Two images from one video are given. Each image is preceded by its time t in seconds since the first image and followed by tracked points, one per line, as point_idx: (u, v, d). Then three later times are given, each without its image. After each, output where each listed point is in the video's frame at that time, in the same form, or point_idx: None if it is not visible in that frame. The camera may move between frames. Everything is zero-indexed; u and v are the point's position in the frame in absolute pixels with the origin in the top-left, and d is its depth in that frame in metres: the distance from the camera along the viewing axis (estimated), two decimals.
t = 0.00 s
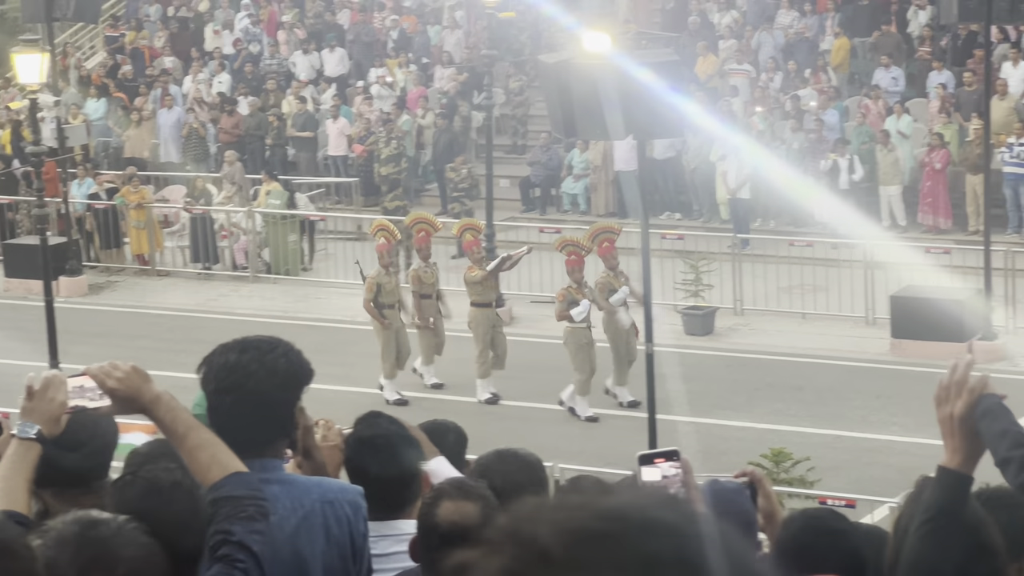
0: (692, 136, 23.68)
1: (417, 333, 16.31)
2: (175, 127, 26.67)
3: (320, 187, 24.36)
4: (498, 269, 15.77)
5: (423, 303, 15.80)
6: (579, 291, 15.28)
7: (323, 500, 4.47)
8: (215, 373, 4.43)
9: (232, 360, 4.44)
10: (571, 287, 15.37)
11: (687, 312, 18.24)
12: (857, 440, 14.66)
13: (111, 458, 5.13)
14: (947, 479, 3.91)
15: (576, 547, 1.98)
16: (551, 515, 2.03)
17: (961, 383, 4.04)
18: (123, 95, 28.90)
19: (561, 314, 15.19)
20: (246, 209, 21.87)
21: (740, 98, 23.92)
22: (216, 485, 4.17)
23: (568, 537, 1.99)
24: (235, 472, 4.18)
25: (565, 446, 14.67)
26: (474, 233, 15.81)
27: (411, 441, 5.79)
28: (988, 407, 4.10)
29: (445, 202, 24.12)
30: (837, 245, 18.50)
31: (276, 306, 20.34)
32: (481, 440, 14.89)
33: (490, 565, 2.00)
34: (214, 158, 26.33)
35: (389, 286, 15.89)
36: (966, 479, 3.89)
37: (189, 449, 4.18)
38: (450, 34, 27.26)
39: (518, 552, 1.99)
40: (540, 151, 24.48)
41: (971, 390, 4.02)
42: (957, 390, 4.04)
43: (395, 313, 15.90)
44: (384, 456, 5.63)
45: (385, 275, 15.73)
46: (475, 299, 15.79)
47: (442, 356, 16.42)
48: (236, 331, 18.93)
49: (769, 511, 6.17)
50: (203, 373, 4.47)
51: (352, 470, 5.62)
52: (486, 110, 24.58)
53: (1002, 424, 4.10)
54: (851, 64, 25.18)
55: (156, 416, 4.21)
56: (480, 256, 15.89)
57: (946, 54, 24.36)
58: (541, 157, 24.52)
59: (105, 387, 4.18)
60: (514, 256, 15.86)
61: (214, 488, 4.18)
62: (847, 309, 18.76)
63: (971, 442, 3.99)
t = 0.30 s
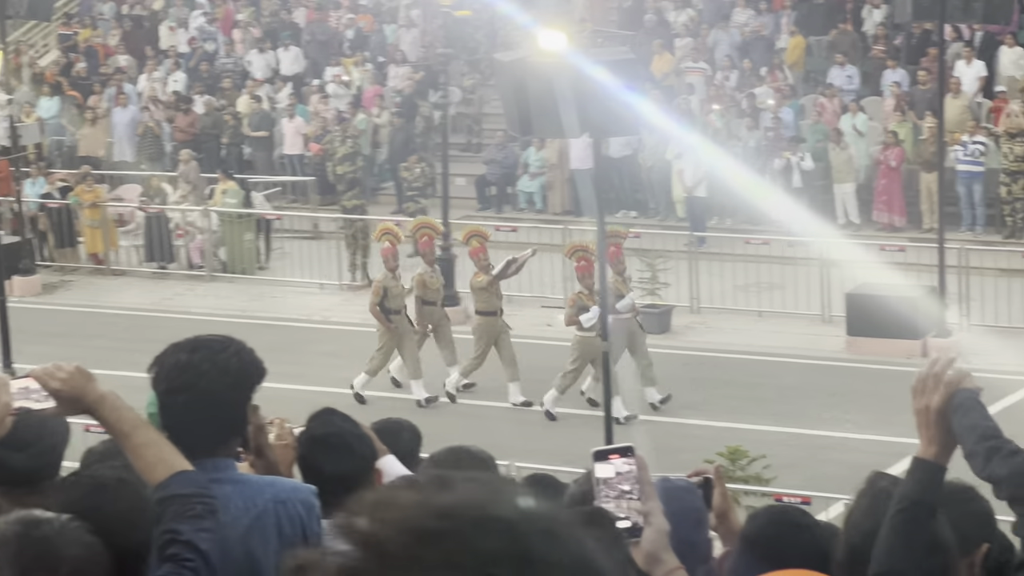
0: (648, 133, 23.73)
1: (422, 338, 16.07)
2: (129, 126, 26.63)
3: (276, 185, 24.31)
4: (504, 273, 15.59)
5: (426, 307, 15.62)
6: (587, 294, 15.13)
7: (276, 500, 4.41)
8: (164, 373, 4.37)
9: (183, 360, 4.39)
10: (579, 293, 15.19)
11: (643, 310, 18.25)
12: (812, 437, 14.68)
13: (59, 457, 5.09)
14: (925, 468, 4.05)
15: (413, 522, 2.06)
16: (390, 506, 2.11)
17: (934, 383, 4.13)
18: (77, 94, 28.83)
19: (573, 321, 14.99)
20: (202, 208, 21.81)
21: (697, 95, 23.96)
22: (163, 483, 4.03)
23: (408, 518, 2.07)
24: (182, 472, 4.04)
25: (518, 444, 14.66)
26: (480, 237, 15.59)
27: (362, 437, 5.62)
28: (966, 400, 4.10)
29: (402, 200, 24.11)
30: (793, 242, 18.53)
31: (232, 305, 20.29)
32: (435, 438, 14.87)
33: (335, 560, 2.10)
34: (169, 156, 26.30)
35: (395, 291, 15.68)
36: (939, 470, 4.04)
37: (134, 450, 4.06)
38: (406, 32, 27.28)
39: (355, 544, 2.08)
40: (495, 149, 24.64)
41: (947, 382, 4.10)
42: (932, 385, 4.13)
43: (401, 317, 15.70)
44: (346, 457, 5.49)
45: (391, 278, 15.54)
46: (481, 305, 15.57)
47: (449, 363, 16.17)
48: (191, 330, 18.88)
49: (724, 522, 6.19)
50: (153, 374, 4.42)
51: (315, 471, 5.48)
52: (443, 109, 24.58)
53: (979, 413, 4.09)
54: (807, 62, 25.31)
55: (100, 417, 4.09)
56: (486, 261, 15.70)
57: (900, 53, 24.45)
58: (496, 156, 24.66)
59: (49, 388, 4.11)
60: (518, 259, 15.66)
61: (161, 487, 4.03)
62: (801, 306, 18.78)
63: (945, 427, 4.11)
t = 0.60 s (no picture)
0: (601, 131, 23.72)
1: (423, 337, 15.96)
2: (81, 123, 26.54)
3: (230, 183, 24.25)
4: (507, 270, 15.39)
5: (428, 305, 15.43)
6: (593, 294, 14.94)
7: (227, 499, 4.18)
8: (118, 371, 4.27)
9: (136, 360, 4.30)
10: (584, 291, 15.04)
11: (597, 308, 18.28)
12: (766, 434, 14.69)
13: None
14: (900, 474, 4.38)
15: (303, 514, 2.03)
16: (284, 502, 2.09)
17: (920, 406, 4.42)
18: (29, 91, 28.73)
19: (575, 319, 14.85)
20: (155, 206, 21.72)
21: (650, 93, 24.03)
22: (85, 486, 3.72)
23: (301, 512, 2.04)
24: (104, 475, 3.74)
25: (472, 442, 14.63)
26: (479, 235, 15.46)
27: (322, 435, 5.49)
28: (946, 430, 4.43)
29: (356, 197, 24.07)
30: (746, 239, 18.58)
31: (185, 303, 20.20)
32: (389, 435, 14.82)
33: (221, 560, 2.06)
34: (122, 154, 26.21)
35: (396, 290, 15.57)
36: (914, 475, 4.38)
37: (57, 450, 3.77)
38: (360, 30, 27.28)
39: (247, 540, 2.04)
40: (449, 147, 24.53)
41: (930, 411, 4.41)
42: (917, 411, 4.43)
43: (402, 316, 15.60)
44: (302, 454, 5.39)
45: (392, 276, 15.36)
46: (480, 304, 15.44)
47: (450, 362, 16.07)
48: (144, 328, 18.79)
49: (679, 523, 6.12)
50: (106, 374, 4.30)
51: (271, 463, 5.39)
52: (397, 106, 24.54)
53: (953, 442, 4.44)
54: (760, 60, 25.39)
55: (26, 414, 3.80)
56: (488, 258, 15.49)
57: (853, 49, 24.52)
58: (450, 153, 24.63)
59: None
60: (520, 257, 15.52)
61: (81, 489, 3.73)
62: (756, 303, 18.81)
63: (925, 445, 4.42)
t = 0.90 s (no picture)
0: (555, 130, 23.77)
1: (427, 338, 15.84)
2: (33, 122, 26.47)
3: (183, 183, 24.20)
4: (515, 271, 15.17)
5: (432, 308, 15.23)
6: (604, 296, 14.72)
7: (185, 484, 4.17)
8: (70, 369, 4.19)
9: (88, 356, 4.22)
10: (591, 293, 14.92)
11: (551, 306, 18.30)
12: (720, 432, 14.71)
13: None
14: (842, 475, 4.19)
15: (238, 504, 1.87)
16: (214, 493, 1.92)
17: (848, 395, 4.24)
18: None
19: (583, 319, 14.69)
20: (107, 205, 21.66)
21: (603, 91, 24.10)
22: None
23: (230, 502, 1.88)
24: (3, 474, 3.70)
25: (426, 441, 14.62)
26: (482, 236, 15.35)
27: (279, 429, 5.44)
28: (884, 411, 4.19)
29: (310, 197, 24.04)
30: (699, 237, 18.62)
31: (139, 303, 20.15)
32: (342, 434, 14.80)
33: (152, 554, 1.88)
34: (74, 153, 26.16)
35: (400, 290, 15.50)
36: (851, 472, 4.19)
37: None
38: (313, 29, 27.31)
39: (177, 527, 1.88)
40: (403, 145, 24.56)
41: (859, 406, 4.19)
42: (844, 401, 4.22)
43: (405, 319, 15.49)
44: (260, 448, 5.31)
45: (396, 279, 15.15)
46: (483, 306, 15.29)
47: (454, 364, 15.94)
48: (97, 328, 18.74)
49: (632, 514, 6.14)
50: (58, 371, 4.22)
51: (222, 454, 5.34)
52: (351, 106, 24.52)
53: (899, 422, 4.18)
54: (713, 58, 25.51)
55: None
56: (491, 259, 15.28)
57: (805, 47, 24.62)
58: (404, 152, 24.63)
59: None
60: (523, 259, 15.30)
61: None
62: (711, 302, 18.81)
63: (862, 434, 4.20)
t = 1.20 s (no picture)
0: (501, 128, 23.85)
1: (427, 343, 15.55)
2: None
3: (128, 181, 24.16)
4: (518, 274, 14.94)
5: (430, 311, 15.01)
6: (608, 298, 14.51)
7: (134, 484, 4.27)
8: (12, 364, 4.38)
9: (34, 353, 4.41)
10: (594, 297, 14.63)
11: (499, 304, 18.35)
12: (667, 429, 14.73)
13: None
14: (782, 449, 3.88)
15: (189, 494, 1.87)
16: (166, 485, 1.92)
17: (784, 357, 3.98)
18: None
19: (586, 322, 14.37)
20: (52, 203, 21.61)
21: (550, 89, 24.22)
22: None
23: (186, 491, 1.88)
24: None
25: (371, 438, 14.61)
26: (482, 240, 15.04)
27: (228, 427, 5.40)
28: (818, 371, 3.97)
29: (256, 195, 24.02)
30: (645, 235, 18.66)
31: (84, 301, 20.12)
32: (287, 431, 14.79)
33: (99, 546, 1.87)
34: (16, 151, 26.13)
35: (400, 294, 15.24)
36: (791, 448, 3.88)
37: None
38: (259, 27, 27.36)
39: (130, 523, 1.87)
40: (350, 144, 24.59)
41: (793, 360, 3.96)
42: (781, 363, 3.98)
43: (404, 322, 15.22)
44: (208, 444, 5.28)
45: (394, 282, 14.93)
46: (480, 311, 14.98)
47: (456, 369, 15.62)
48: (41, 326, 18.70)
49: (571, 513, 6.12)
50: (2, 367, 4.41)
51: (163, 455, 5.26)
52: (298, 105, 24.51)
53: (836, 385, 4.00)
54: (660, 56, 25.60)
55: None
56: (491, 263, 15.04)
57: (752, 45, 24.70)
58: (351, 150, 24.63)
59: None
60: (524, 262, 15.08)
61: None
62: (657, 299, 18.86)
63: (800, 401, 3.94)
